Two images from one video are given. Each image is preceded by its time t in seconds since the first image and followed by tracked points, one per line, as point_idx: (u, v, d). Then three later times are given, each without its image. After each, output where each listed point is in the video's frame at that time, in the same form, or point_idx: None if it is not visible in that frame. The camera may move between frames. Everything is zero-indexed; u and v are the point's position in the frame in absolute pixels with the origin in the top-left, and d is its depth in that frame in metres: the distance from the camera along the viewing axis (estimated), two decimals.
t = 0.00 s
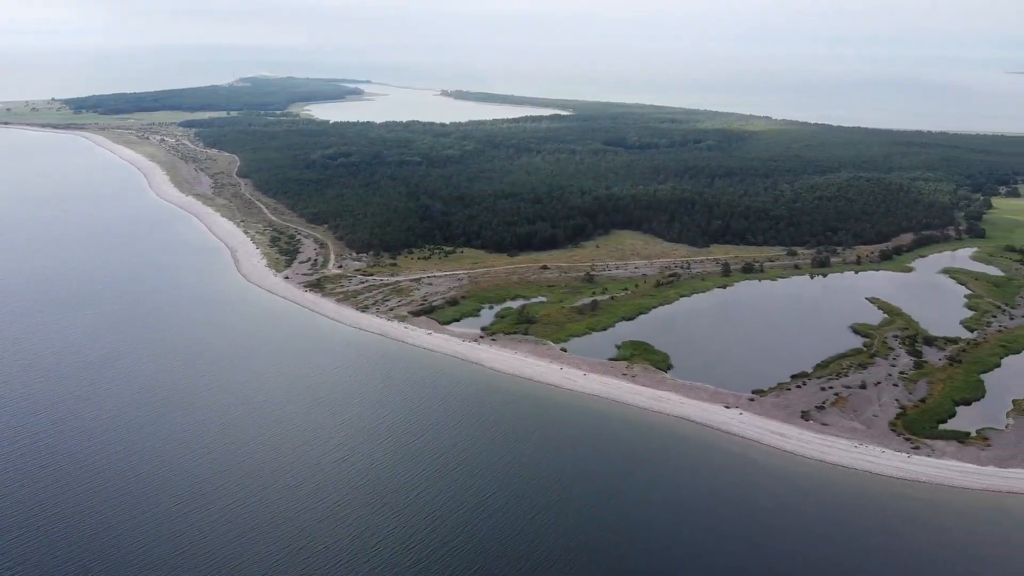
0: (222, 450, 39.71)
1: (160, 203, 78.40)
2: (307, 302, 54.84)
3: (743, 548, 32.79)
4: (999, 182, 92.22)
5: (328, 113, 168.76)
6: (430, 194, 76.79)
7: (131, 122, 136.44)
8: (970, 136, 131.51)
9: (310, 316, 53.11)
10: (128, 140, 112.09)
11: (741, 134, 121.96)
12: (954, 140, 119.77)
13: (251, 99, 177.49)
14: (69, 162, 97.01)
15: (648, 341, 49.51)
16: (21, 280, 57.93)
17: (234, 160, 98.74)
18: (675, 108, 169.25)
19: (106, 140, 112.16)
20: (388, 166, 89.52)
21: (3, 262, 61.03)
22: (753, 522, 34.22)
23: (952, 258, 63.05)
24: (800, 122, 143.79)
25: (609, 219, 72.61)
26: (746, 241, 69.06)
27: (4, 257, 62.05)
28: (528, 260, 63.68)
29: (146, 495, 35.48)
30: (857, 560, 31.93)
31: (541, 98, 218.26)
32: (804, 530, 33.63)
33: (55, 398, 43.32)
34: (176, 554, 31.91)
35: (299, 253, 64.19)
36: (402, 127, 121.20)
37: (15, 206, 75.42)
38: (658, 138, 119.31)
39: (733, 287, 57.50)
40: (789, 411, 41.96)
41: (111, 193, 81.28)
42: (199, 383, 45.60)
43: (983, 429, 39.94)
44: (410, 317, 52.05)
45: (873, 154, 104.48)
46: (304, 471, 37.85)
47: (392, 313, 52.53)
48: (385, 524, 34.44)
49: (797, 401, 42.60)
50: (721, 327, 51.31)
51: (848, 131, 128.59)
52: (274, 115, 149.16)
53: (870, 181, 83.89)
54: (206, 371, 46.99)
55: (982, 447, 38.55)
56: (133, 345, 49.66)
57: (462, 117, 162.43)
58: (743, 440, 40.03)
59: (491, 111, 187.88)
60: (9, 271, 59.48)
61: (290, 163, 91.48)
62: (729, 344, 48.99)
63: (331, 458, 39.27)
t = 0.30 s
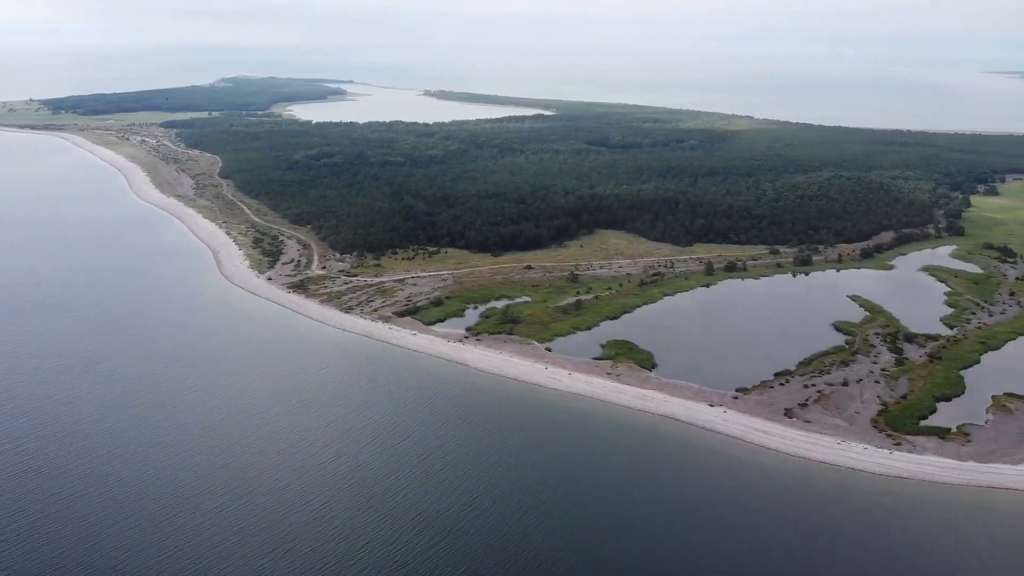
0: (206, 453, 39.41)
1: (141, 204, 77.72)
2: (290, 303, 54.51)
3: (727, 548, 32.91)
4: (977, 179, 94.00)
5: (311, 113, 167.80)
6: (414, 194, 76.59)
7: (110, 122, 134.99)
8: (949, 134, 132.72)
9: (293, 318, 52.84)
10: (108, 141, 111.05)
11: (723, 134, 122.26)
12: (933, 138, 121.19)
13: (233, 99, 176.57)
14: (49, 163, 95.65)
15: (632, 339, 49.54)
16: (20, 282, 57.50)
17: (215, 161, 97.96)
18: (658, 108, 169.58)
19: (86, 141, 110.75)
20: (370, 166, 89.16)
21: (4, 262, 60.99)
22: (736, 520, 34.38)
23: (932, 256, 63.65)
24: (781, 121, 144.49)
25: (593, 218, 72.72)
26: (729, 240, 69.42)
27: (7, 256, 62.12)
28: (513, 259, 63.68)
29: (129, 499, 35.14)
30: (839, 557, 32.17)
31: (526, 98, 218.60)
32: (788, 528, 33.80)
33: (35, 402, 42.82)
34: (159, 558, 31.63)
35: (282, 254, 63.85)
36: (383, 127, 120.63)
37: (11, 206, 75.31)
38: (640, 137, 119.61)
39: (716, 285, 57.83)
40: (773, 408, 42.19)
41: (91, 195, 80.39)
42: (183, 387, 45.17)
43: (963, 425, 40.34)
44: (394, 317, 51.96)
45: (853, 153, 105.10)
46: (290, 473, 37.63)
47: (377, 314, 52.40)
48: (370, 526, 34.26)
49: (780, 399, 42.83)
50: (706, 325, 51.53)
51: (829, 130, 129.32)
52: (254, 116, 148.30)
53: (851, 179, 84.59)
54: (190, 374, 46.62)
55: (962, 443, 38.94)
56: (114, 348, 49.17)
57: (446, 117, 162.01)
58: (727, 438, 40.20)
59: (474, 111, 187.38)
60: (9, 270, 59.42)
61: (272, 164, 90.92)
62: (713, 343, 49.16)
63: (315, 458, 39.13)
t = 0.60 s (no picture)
0: (190, 456, 39.05)
1: (122, 206, 76.97)
2: (274, 305, 54.16)
3: (712, 546, 33.03)
4: (955, 177, 95.10)
5: (294, 113, 166.66)
6: (397, 195, 76.36)
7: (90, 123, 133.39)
8: (927, 133, 133.99)
9: (276, 319, 52.47)
10: (88, 142, 109.96)
11: (706, 133, 122.66)
12: (912, 137, 122.42)
13: (214, 100, 175.02)
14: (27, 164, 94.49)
15: (616, 339, 49.62)
16: (18, 282, 57.28)
17: (197, 162, 97.12)
18: (642, 108, 169.99)
19: (65, 142, 109.47)
20: (353, 166, 88.81)
21: (3, 262, 60.83)
22: (720, 519, 34.51)
23: (912, 254, 64.27)
24: (762, 121, 145.36)
25: (577, 218, 72.82)
26: (712, 238, 69.66)
27: (7, 256, 61.97)
28: (497, 259, 63.65)
29: (111, 503, 34.82)
30: (822, 555, 32.37)
31: (511, 98, 218.83)
32: (772, 526, 33.95)
33: (15, 406, 42.29)
34: (143, 563, 31.33)
35: (265, 255, 63.44)
36: (366, 127, 120.16)
37: (11, 206, 75.16)
38: (624, 137, 119.86)
39: (699, 284, 58.08)
40: (756, 406, 42.42)
41: (70, 196, 79.46)
42: (166, 390, 44.72)
43: (944, 421, 40.72)
44: (378, 318, 51.78)
45: (834, 152, 105.89)
46: (275, 476, 37.39)
47: (361, 315, 52.15)
48: (356, 529, 34.08)
49: (763, 397, 43.06)
50: (690, 324, 51.76)
51: (811, 129, 130.10)
52: (236, 116, 147.35)
53: (832, 178, 85.24)
54: (173, 377, 46.17)
55: (943, 438, 39.32)
56: (96, 351, 48.62)
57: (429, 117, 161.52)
58: (711, 436, 40.36)
59: (458, 111, 186.92)
60: (8, 271, 59.20)
61: (254, 165, 90.29)
62: (696, 342, 49.36)
63: (300, 460, 38.96)
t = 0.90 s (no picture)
0: (173, 460, 38.68)
1: (102, 208, 76.15)
2: (257, 307, 53.79)
3: (698, 545, 33.12)
4: (934, 176, 96.09)
5: (276, 114, 165.69)
6: (380, 195, 76.08)
7: (68, 124, 131.62)
8: (906, 132, 135.30)
9: (260, 321, 52.10)
10: (66, 143, 108.74)
11: (688, 133, 123.14)
12: (891, 136, 123.58)
13: (195, 100, 173.52)
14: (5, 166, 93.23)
15: (600, 338, 49.67)
16: (19, 282, 57.30)
17: (177, 163, 96.26)
18: (624, 108, 170.40)
19: (43, 144, 108.09)
20: (336, 167, 88.44)
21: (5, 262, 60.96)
22: (706, 517, 34.63)
23: (892, 252, 64.89)
24: (743, 121, 146.12)
25: (560, 218, 72.89)
26: (695, 237, 69.94)
27: (9, 256, 62.02)
28: (481, 259, 63.60)
29: (93, 508, 34.50)
30: (807, 552, 32.55)
31: (494, 98, 218.86)
32: (755, 523, 34.13)
33: None
34: (126, 568, 31.06)
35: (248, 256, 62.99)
36: (349, 128, 119.66)
37: (12, 206, 75.19)
38: (606, 137, 120.02)
39: (682, 283, 58.31)
40: (740, 404, 42.62)
41: (49, 198, 78.53)
42: (149, 393, 44.27)
43: (924, 417, 41.13)
44: (361, 319, 51.57)
45: (815, 152, 106.70)
46: (260, 479, 37.12)
47: (344, 316, 51.95)
48: (341, 530, 33.92)
49: (746, 395, 43.27)
50: (674, 323, 51.96)
51: (792, 129, 130.91)
52: (217, 117, 146.26)
53: (813, 177, 85.87)
54: (155, 380, 45.71)
55: (923, 434, 39.70)
56: (77, 354, 48.08)
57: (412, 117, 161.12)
58: (695, 435, 40.49)
59: (441, 111, 186.42)
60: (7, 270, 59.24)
61: (236, 165, 89.62)
62: (680, 340, 49.55)
63: (285, 462, 38.76)
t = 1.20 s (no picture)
0: (156, 463, 38.32)
1: (81, 209, 75.28)
2: (239, 309, 53.41)
3: (683, 543, 33.20)
4: (913, 174, 96.99)
5: (257, 115, 164.47)
6: (363, 196, 75.73)
7: (45, 125, 129.84)
8: (886, 131, 136.52)
9: (242, 323, 51.71)
10: (44, 144, 107.49)
11: (670, 133, 123.53)
12: (871, 135, 124.63)
13: (175, 100, 172.04)
14: None
15: (583, 338, 49.71)
16: (16, 282, 57.08)
17: (157, 164, 95.36)
18: (607, 108, 170.74)
19: (20, 145, 106.68)
20: (318, 167, 88.02)
21: (3, 261, 60.73)
22: (691, 516, 34.74)
23: (872, 249, 65.44)
24: (725, 121, 146.86)
25: (543, 218, 72.90)
26: (677, 236, 70.16)
27: (7, 256, 61.76)
28: (464, 259, 63.51)
29: (75, 512, 34.13)
30: (794, 550, 32.62)
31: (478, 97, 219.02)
32: (739, 521, 34.28)
33: None
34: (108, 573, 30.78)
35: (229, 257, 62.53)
36: (331, 128, 119.15)
37: (11, 206, 75.01)
38: (589, 136, 120.16)
39: (665, 282, 58.49)
40: (722, 402, 42.80)
41: (26, 200, 77.50)
42: (131, 397, 43.83)
43: (904, 413, 41.48)
44: (344, 320, 51.32)
45: (796, 151, 107.50)
46: (244, 482, 36.85)
47: (327, 317, 51.68)
48: (326, 532, 33.74)
49: (729, 393, 43.45)
50: (657, 322, 52.14)
51: (773, 128, 131.69)
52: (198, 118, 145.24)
53: (794, 176, 86.42)
54: (138, 383, 45.26)
55: (903, 430, 40.03)
56: (58, 357, 47.52)
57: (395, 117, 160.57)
58: (679, 433, 40.61)
59: (424, 111, 185.93)
60: (3, 270, 59.00)
61: (216, 166, 88.90)
62: (663, 339, 49.71)
63: (268, 464, 38.49)
